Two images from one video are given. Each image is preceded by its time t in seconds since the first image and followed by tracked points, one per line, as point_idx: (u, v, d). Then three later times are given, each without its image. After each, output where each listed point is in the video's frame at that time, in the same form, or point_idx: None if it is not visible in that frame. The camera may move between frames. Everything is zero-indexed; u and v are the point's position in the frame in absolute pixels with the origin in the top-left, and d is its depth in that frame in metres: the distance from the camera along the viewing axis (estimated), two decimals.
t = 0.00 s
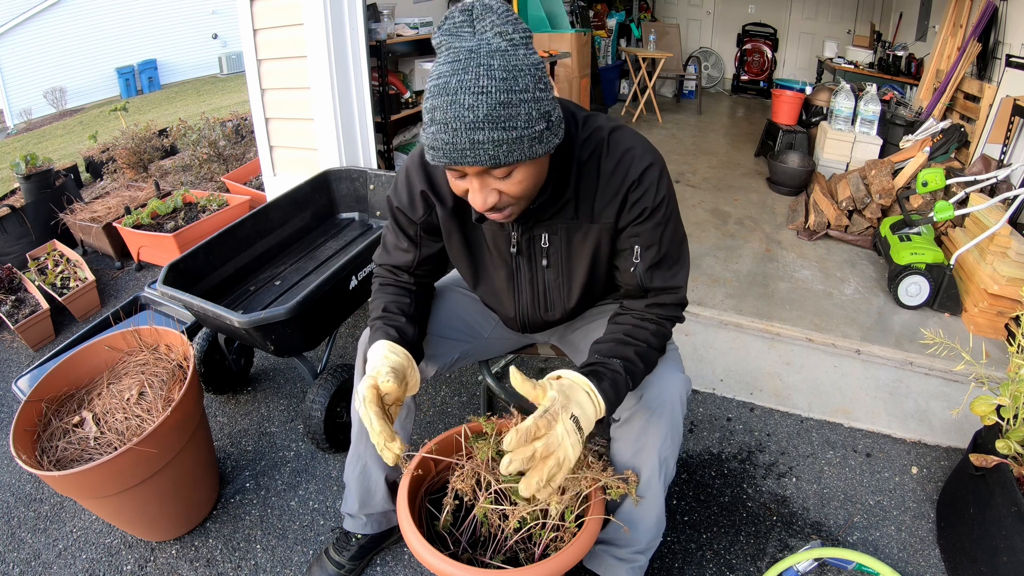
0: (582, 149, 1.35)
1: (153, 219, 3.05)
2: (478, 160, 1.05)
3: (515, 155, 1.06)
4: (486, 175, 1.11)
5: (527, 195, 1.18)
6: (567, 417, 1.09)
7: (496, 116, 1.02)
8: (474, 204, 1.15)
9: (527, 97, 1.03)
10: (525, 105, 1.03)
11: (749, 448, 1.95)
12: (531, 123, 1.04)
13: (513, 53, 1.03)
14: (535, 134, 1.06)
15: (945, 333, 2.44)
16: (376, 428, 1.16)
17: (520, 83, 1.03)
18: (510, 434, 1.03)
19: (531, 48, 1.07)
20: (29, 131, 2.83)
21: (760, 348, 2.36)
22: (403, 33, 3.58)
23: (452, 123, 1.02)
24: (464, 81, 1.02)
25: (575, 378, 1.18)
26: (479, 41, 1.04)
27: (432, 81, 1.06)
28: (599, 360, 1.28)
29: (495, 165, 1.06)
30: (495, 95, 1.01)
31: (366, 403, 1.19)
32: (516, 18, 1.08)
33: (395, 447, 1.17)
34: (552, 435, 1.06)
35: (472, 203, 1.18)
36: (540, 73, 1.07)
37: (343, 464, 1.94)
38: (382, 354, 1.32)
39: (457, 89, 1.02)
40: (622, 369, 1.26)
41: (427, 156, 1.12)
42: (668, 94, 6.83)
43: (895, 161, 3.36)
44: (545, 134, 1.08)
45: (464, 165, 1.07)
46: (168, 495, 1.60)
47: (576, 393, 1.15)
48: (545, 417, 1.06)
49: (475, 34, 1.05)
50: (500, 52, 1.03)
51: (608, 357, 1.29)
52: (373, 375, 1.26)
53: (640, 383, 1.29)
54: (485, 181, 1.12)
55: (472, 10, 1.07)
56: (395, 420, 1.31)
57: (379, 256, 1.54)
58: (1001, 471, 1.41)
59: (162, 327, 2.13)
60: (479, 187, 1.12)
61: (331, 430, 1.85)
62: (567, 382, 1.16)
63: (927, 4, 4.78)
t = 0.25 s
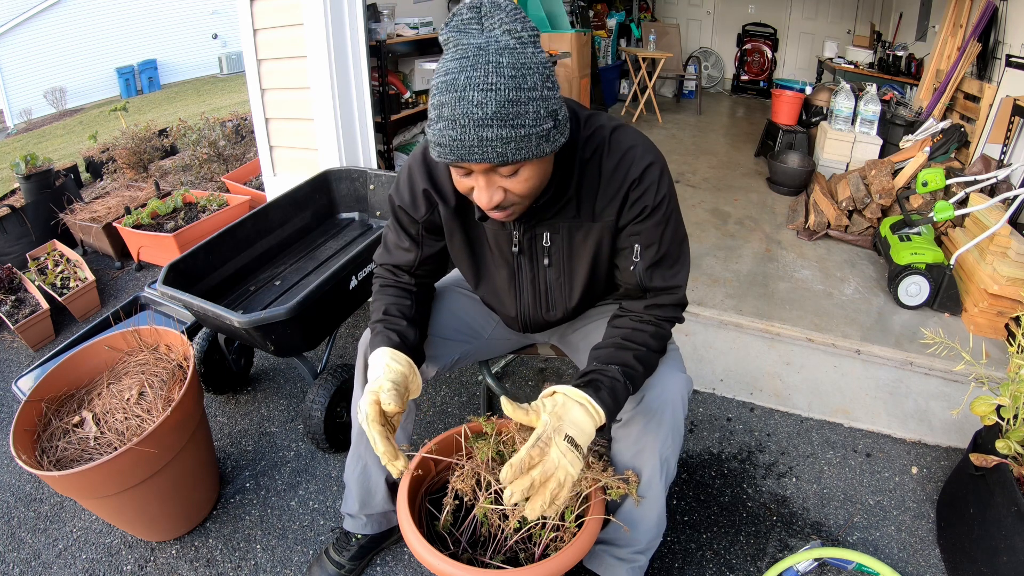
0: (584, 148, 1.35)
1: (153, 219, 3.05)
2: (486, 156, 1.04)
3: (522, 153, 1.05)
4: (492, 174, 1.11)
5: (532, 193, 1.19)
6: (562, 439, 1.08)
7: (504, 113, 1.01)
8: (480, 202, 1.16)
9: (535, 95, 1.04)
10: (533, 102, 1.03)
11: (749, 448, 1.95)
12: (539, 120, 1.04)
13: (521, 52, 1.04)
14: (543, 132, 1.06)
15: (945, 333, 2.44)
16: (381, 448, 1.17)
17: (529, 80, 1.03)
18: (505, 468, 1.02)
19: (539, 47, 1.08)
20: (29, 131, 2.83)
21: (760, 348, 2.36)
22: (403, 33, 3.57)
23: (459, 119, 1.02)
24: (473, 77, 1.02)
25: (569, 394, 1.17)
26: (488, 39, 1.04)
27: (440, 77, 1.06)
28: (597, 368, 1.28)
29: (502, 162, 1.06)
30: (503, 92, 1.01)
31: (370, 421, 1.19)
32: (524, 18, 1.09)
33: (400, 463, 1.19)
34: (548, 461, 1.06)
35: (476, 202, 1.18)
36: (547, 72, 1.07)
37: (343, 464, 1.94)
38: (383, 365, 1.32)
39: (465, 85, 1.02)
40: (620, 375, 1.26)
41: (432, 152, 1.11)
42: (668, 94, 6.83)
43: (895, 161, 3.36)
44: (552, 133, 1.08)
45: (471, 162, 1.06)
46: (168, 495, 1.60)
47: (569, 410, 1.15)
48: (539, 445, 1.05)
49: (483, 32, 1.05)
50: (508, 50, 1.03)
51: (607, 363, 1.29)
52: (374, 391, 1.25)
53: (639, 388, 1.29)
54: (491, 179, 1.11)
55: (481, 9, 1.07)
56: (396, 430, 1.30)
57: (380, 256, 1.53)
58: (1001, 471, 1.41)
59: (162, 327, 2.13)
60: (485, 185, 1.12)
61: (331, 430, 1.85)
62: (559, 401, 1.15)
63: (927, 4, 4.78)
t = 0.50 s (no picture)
0: (586, 147, 1.35)
1: (153, 219, 3.05)
2: (492, 149, 1.04)
3: (528, 146, 1.05)
4: (496, 168, 1.10)
5: (536, 188, 1.18)
6: (560, 440, 1.08)
7: (510, 106, 1.02)
8: (484, 197, 1.15)
9: (541, 90, 1.04)
10: (539, 96, 1.04)
11: (749, 448, 1.95)
12: (544, 114, 1.05)
13: (527, 46, 1.04)
14: (548, 126, 1.06)
15: (944, 333, 2.44)
16: (387, 452, 1.16)
17: (535, 75, 1.03)
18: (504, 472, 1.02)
19: (544, 44, 1.09)
20: (29, 131, 2.82)
21: (760, 348, 2.36)
22: (403, 33, 3.57)
23: (466, 111, 1.02)
24: (479, 70, 1.02)
25: (567, 394, 1.18)
26: (493, 33, 1.04)
27: (445, 71, 1.06)
28: (597, 367, 1.27)
29: (507, 155, 1.06)
30: (509, 86, 1.02)
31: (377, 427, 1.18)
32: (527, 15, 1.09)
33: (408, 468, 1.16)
34: (547, 462, 1.06)
35: (480, 196, 1.17)
36: (552, 67, 1.08)
37: (343, 464, 1.95)
38: (388, 367, 1.32)
39: (471, 78, 1.02)
40: (620, 375, 1.26)
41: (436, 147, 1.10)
42: (668, 94, 6.83)
43: (895, 161, 3.36)
44: (557, 128, 1.08)
45: (476, 155, 1.06)
46: (168, 495, 1.60)
47: (567, 411, 1.15)
48: (537, 446, 1.06)
49: (489, 27, 1.06)
50: (514, 44, 1.03)
51: (607, 363, 1.29)
52: (381, 395, 1.25)
53: (638, 387, 1.29)
54: (495, 173, 1.11)
55: (485, 5, 1.07)
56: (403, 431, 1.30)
57: (381, 256, 1.53)
58: (1001, 471, 1.41)
59: (162, 327, 2.13)
60: (489, 179, 1.11)
61: (331, 430, 1.85)
62: (557, 402, 1.15)
63: (927, 4, 4.77)
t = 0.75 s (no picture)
0: (587, 145, 1.35)
1: (153, 219, 3.05)
2: (498, 104, 1.02)
3: (533, 104, 1.05)
4: (502, 135, 1.08)
5: (543, 162, 1.15)
6: (547, 431, 1.08)
7: (513, 65, 1.03)
8: (490, 167, 1.10)
9: (542, 55, 1.06)
10: (541, 60, 1.06)
11: (749, 448, 1.95)
12: (547, 77, 1.06)
13: (525, 22, 1.09)
14: (552, 88, 1.07)
15: (944, 333, 2.44)
16: (404, 457, 1.16)
17: (536, 42, 1.06)
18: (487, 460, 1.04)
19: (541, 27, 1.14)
20: (29, 131, 2.82)
21: (760, 348, 2.36)
22: (403, 33, 3.58)
23: (470, 71, 1.03)
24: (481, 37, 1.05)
25: (559, 389, 1.17)
26: (492, 12, 1.10)
27: (448, 46, 1.09)
28: (591, 364, 1.28)
29: (513, 113, 1.04)
30: (511, 48, 1.04)
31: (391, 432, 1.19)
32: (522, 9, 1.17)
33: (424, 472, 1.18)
34: (532, 453, 1.06)
35: (486, 170, 1.12)
36: (551, 43, 1.12)
37: (343, 464, 1.95)
38: (395, 370, 1.30)
39: (474, 44, 1.05)
40: (613, 373, 1.26)
41: (441, 118, 1.09)
42: (668, 94, 6.83)
43: (895, 161, 3.36)
44: (560, 95, 1.09)
45: (481, 115, 1.04)
46: (168, 495, 1.60)
47: (557, 404, 1.15)
48: (523, 437, 1.07)
49: (487, 10, 1.11)
50: (513, 19, 1.08)
51: (601, 361, 1.29)
52: (393, 400, 1.24)
53: (633, 387, 1.29)
54: (501, 138, 1.08)
55: None
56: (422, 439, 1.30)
57: (383, 256, 1.53)
58: (1001, 470, 1.41)
59: (162, 327, 2.13)
60: (495, 147, 1.08)
61: (331, 430, 1.85)
62: (547, 394, 1.16)
63: (927, 4, 4.77)
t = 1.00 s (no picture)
0: (590, 149, 1.35)
1: (153, 219, 3.05)
2: (493, 113, 1.03)
3: (529, 113, 1.05)
4: (498, 143, 1.09)
5: (538, 170, 1.15)
6: (587, 394, 1.07)
7: (511, 73, 1.03)
8: (485, 175, 1.11)
9: (540, 63, 1.06)
10: (539, 68, 1.05)
11: (749, 448, 1.95)
12: (545, 85, 1.05)
13: (525, 28, 1.08)
14: (549, 97, 1.06)
15: (945, 333, 2.44)
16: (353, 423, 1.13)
17: (534, 50, 1.06)
18: (544, 407, 0.97)
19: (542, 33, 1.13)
20: (29, 131, 2.82)
21: (760, 348, 2.36)
22: (403, 33, 3.58)
23: (466, 79, 1.03)
24: (480, 44, 1.04)
25: (589, 364, 1.18)
26: (493, 17, 1.09)
27: (447, 52, 1.09)
28: (608, 352, 1.27)
29: (509, 122, 1.04)
30: (509, 56, 1.04)
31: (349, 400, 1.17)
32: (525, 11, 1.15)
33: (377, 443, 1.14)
34: (578, 411, 1.04)
35: (481, 177, 1.13)
36: (551, 50, 1.11)
37: (343, 464, 1.95)
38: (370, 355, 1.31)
39: (472, 51, 1.04)
40: (632, 360, 1.26)
41: (437, 125, 1.10)
42: (668, 94, 6.83)
43: (895, 161, 3.36)
44: (558, 103, 1.08)
45: (476, 123, 1.04)
46: (168, 495, 1.60)
47: (593, 377, 1.14)
48: (573, 395, 1.04)
49: (488, 14, 1.11)
50: (513, 25, 1.07)
51: (618, 348, 1.29)
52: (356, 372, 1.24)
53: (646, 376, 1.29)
54: (496, 146, 1.09)
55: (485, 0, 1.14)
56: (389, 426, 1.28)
57: (382, 256, 1.53)
58: (1001, 471, 1.41)
59: (162, 327, 2.13)
60: (490, 154, 1.09)
61: (330, 430, 1.85)
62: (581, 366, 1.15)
63: (927, 4, 4.77)
